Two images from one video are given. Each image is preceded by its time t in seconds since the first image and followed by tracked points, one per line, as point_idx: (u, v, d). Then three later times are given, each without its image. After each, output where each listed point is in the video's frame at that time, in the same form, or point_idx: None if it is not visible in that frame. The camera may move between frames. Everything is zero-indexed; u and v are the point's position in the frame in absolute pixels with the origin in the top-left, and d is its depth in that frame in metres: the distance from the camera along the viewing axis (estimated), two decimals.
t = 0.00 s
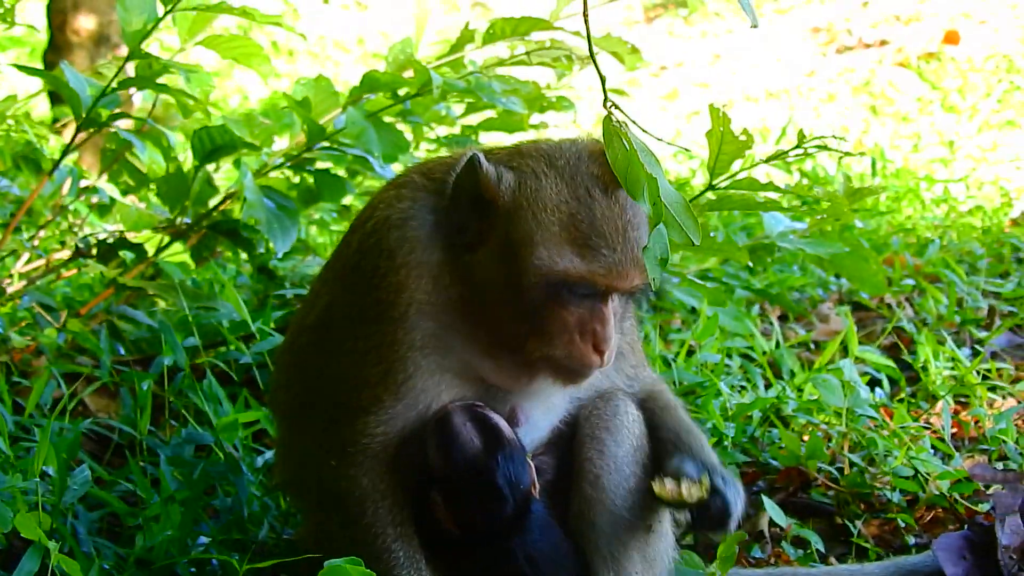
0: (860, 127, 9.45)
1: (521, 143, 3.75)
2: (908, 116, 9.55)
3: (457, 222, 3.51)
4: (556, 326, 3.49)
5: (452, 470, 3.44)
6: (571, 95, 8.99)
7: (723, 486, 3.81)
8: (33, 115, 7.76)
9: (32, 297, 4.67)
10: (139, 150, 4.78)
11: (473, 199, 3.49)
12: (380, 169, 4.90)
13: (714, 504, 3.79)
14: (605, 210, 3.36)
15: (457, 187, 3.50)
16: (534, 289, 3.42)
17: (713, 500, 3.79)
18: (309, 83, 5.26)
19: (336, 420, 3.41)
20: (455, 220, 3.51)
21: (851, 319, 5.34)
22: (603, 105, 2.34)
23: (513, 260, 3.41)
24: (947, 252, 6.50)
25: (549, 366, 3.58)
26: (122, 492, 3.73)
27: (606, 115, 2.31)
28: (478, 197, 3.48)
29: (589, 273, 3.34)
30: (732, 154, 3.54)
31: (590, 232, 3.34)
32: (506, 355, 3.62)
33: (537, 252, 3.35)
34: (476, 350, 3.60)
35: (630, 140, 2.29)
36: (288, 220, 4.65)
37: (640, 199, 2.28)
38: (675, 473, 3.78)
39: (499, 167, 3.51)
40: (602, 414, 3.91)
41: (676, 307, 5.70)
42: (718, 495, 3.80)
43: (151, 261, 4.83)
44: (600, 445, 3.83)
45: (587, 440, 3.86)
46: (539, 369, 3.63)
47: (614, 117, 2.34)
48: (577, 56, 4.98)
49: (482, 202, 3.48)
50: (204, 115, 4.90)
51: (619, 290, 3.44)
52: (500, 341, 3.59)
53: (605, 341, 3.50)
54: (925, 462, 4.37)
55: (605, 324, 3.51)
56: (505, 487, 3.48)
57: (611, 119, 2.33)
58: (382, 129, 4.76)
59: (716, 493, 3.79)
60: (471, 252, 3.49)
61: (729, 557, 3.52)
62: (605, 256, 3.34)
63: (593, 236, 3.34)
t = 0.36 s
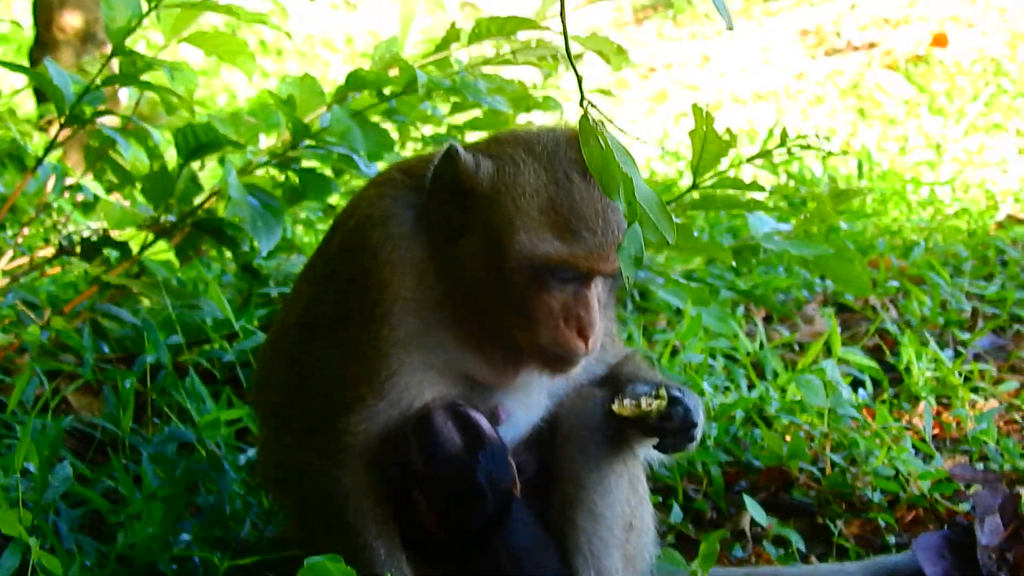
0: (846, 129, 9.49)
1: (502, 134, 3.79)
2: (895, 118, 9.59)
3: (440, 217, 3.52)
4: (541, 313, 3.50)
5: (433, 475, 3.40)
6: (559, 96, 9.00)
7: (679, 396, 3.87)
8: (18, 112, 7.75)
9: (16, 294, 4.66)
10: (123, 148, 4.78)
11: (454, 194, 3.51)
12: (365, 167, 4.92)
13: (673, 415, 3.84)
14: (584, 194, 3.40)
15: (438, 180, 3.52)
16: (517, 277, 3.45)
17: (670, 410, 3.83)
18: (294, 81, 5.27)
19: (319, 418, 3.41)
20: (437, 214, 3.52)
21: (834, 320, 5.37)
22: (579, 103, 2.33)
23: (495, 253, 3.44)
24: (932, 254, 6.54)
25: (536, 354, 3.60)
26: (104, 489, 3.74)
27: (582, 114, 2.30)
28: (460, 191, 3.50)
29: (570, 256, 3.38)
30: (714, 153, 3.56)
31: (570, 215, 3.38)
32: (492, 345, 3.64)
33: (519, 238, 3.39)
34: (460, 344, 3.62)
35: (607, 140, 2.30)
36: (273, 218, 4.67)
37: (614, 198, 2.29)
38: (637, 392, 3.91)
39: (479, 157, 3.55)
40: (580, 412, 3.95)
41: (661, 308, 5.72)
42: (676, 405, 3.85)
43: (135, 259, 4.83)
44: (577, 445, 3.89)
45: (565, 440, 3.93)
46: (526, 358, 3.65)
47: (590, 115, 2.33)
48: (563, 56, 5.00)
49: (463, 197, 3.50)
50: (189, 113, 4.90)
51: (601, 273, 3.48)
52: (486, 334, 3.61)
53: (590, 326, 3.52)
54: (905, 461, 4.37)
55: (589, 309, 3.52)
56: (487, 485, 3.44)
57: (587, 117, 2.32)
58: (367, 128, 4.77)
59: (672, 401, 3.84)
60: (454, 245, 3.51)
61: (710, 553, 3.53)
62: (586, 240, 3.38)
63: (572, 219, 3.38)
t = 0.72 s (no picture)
0: (839, 90, 9.44)
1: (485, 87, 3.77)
2: (887, 78, 9.55)
3: (427, 170, 3.52)
4: (532, 265, 3.43)
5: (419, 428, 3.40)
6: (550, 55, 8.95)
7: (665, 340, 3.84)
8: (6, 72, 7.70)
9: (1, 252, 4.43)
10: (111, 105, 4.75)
11: (444, 150, 3.51)
12: (353, 126, 4.92)
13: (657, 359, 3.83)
14: (570, 140, 3.35)
15: (425, 134, 3.52)
16: (503, 228, 3.40)
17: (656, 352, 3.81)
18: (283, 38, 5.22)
19: (306, 374, 3.42)
20: (425, 168, 3.53)
21: (825, 278, 5.37)
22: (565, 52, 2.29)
23: (480, 207, 3.41)
24: (924, 214, 6.54)
25: (530, 306, 3.54)
26: (91, 445, 3.76)
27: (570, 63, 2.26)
28: (445, 144, 3.49)
29: (557, 205, 3.33)
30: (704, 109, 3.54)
31: (556, 163, 3.33)
32: (484, 299, 3.60)
33: (503, 187, 3.35)
34: (449, 299, 3.60)
35: (593, 90, 2.26)
36: (261, 175, 4.64)
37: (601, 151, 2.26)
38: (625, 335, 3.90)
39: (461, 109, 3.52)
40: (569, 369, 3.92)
41: (651, 267, 5.72)
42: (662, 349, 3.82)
43: (123, 216, 4.82)
44: (567, 400, 3.89)
45: (554, 396, 3.91)
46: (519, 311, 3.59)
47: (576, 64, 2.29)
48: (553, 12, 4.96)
49: (452, 151, 3.49)
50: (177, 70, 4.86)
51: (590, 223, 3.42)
52: (476, 289, 3.58)
53: (583, 275, 3.43)
54: (896, 419, 4.41)
55: (582, 259, 3.44)
56: (474, 442, 3.46)
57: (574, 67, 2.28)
58: (355, 85, 4.72)
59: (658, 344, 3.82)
60: (440, 198, 3.49)
61: (699, 509, 3.58)
62: (573, 187, 3.33)
63: (558, 168, 3.32)
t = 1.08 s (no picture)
0: (838, 7, 9.30)
1: None
2: None
3: (410, 79, 3.52)
4: (533, 134, 3.49)
5: (417, 345, 3.43)
6: None
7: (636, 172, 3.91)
8: None
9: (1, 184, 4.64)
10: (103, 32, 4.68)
11: (420, 56, 3.51)
12: (347, 49, 4.88)
13: (633, 192, 3.90)
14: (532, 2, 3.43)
15: (401, 44, 3.51)
16: (491, 103, 3.48)
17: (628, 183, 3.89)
18: None
19: (305, 292, 3.44)
20: (408, 78, 3.52)
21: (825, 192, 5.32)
22: None
23: (468, 97, 3.49)
24: (924, 129, 6.47)
25: (536, 177, 3.61)
26: (91, 371, 3.80)
27: None
28: (427, 47, 3.49)
29: (535, 66, 3.42)
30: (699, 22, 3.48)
31: (525, 28, 3.42)
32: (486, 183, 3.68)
33: (479, 67, 3.46)
34: (448, 203, 3.66)
35: None
36: (256, 100, 4.59)
37: (599, 52, 2.43)
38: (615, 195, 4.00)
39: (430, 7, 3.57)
40: (567, 285, 3.94)
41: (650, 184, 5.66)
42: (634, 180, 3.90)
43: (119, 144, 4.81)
44: (566, 314, 3.88)
45: (553, 310, 3.91)
46: (525, 186, 3.67)
47: None
48: None
49: (428, 54, 3.50)
50: None
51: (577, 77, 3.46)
52: (477, 180, 3.67)
53: (589, 131, 3.49)
54: (896, 329, 4.42)
55: (581, 113, 3.48)
56: (472, 358, 3.48)
57: None
58: (348, 6, 4.62)
59: (630, 177, 3.89)
60: (427, 100, 3.52)
61: (700, 420, 3.61)
62: (547, 40, 3.42)
63: (529, 30, 3.42)
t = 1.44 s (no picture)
0: None
1: None
2: None
3: (404, 59, 3.49)
4: (530, 98, 3.41)
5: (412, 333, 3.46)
6: None
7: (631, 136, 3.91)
8: None
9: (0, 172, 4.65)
10: (101, 20, 4.67)
11: (413, 32, 3.47)
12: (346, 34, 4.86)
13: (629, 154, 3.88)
14: None
15: (394, 24, 3.48)
16: (489, 70, 3.40)
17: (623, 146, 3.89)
18: None
19: (300, 278, 3.45)
20: (401, 58, 3.50)
21: (823, 174, 5.31)
22: None
23: (464, 70, 3.42)
24: (923, 111, 6.44)
25: (535, 144, 3.51)
26: (89, 359, 3.81)
27: None
28: (418, 21, 3.45)
29: (536, 29, 3.35)
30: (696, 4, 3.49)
31: None
32: (482, 156, 3.61)
33: (479, 32, 3.38)
34: (442, 183, 3.61)
35: None
36: (256, 86, 4.58)
37: (593, 37, 2.44)
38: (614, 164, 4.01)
39: None
40: (562, 267, 3.92)
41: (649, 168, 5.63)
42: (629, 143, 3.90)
43: (119, 131, 4.85)
44: (561, 299, 3.86)
45: (548, 295, 3.89)
46: (522, 155, 3.58)
47: None
48: None
49: (422, 28, 3.46)
50: None
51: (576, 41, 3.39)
52: (472, 155, 3.61)
53: (586, 93, 3.41)
54: (895, 312, 4.42)
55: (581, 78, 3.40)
56: (467, 346, 3.52)
57: None
58: None
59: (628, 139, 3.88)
60: (420, 80, 3.49)
61: (698, 404, 3.63)
62: (547, 5, 3.35)
63: None
